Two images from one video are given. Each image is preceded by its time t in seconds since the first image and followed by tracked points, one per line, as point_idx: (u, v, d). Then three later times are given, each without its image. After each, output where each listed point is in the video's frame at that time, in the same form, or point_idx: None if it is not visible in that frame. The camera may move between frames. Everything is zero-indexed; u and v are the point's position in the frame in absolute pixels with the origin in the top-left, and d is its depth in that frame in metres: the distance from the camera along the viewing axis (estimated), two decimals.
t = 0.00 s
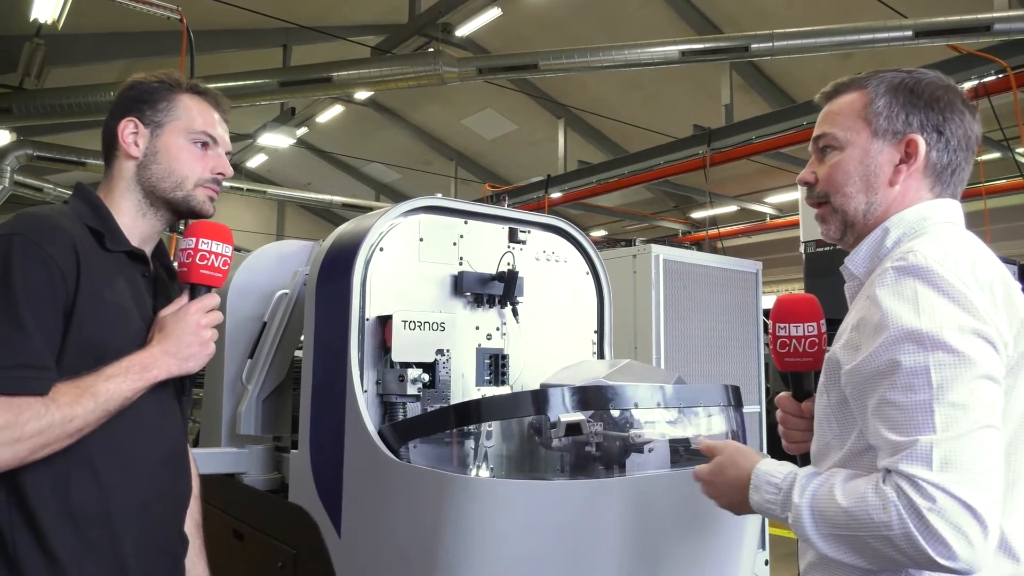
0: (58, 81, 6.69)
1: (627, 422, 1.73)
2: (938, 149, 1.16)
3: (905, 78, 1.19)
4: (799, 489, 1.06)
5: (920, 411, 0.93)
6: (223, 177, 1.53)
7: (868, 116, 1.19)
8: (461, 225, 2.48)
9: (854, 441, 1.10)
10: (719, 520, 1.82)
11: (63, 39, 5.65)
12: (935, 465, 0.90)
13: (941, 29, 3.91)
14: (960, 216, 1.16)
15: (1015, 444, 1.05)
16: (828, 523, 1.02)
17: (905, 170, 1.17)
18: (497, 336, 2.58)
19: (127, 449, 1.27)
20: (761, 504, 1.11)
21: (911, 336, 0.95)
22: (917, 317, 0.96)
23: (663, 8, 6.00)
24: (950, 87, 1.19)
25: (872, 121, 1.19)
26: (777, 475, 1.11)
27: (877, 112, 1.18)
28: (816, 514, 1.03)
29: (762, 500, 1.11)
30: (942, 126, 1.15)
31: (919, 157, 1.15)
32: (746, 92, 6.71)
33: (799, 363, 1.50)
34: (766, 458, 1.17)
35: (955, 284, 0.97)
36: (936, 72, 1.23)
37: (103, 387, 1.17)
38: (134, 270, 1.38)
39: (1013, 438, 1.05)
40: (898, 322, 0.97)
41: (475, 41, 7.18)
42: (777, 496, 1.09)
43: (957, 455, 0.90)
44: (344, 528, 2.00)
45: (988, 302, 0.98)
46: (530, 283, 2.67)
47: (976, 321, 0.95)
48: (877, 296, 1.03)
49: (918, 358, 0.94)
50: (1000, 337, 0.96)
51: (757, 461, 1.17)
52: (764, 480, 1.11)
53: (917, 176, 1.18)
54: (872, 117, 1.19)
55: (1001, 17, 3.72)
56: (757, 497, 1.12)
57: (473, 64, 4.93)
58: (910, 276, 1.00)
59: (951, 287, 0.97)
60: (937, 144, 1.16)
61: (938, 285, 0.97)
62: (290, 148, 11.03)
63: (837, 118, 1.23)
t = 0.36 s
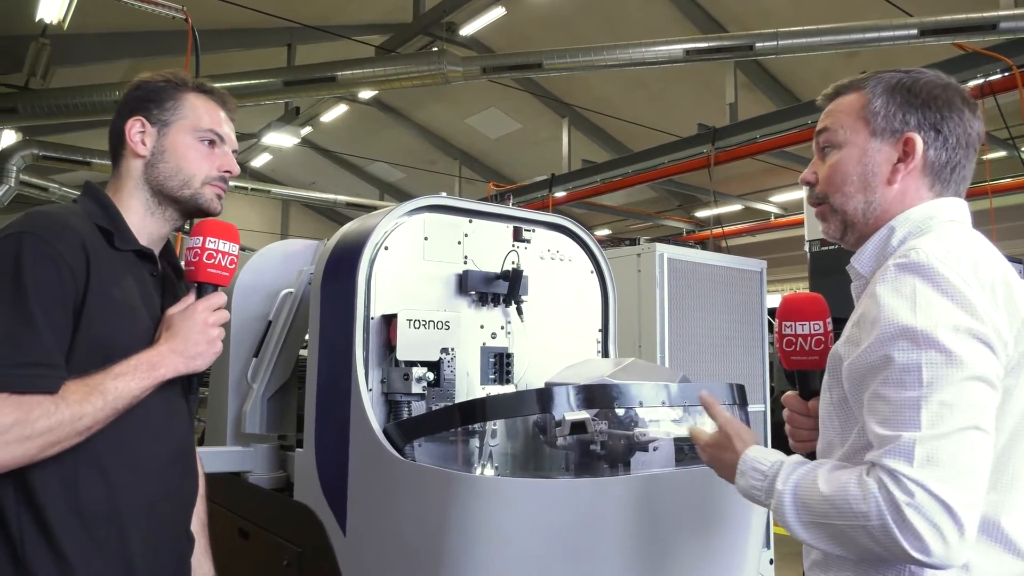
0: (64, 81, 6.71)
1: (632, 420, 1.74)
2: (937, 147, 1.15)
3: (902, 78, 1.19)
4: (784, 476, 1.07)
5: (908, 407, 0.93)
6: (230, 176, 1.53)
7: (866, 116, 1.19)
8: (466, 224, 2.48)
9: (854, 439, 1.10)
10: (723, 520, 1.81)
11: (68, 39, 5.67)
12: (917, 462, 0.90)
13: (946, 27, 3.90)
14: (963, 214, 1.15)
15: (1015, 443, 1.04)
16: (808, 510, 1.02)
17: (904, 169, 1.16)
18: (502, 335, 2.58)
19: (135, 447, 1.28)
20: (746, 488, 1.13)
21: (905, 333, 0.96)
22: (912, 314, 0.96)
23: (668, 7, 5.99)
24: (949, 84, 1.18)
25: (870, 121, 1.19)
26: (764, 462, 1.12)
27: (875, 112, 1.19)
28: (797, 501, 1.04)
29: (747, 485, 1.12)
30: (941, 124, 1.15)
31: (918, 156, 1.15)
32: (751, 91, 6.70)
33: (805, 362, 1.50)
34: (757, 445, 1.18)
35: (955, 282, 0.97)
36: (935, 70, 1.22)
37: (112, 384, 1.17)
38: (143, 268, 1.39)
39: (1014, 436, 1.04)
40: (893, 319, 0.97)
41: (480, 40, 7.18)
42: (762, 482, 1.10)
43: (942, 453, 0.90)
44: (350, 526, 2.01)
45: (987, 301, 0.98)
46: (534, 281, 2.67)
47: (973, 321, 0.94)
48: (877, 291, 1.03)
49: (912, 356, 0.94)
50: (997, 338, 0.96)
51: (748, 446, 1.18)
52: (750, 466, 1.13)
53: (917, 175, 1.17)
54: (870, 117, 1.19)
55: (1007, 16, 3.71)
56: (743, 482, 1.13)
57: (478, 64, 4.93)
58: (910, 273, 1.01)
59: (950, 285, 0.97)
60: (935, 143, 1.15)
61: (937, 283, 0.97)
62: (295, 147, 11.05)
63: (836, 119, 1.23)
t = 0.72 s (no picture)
0: (62, 81, 6.71)
1: (630, 418, 1.75)
2: (941, 145, 1.16)
3: (908, 74, 1.19)
4: (769, 436, 1.05)
5: (897, 403, 0.93)
6: (228, 175, 1.53)
7: (871, 111, 1.19)
8: (463, 222, 2.48)
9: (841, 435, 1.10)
10: (721, 517, 1.81)
11: (66, 39, 5.66)
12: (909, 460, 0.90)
13: (943, 25, 3.92)
14: (961, 212, 1.16)
15: (1005, 438, 1.04)
16: (791, 478, 1.01)
17: (908, 166, 1.17)
18: (500, 333, 2.58)
19: (134, 445, 1.28)
20: (725, 431, 1.12)
21: (896, 331, 0.96)
22: (904, 313, 0.97)
23: (665, 5, 6.00)
24: (954, 82, 1.19)
25: (875, 116, 1.19)
26: (748, 412, 1.10)
27: (880, 107, 1.18)
28: (781, 465, 1.03)
29: (727, 428, 1.11)
30: (946, 121, 1.15)
31: (922, 153, 1.15)
32: (748, 89, 6.70)
33: (799, 357, 1.51)
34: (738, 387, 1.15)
35: (950, 281, 0.97)
36: (940, 67, 1.22)
37: (113, 382, 1.17)
38: (141, 266, 1.39)
39: (1003, 432, 1.04)
40: (885, 315, 0.98)
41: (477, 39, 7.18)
42: (745, 434, 1.09)
43: (930, 453, 0.90)
44: (349, 524, 2.01)
45: (979, 300, 0.98)
46: (531, 279, 2.68)
47: (965, 321, 0.94)
48: (871, 288, 1.04)
49: (901, 354, 0.95)
50: (988, 339, 0.96)
51: (729, 386, 1.15)
52: (733, 412, 1.11)
53: (920, 172, 1.18)
54: (875, 113, 1.19)
55: (1004, 14, 3.72)
56: (720, 422, 1.12)
57: (475, 63, 4.93)
58: (906, 270, 1.01)
59: (945, 284, 0.97)
60: (939, 140, 1.16)
61: (933, 281, 0.98)
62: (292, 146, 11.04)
63: (840, 114, 1.23)
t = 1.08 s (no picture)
0: (59, 80, 6.70)
1: (628, 416, 1.74)
2: (949, 144, 1.16)
3: (918, 70, 1.19)
4: (796, 480, 1.08)
5: (918, 407, 0.93)
6: (227, 174, 1.53)
7: (879, 109, 1.19)
8: (461, 221, 2.48)
9: (852, 435, 1.11)
10: (720, 514, 1.82)
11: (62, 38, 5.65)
12: (933, 463, 0.91)
13: (940, 23, 3.92)
14: (965, 211, 1.16)
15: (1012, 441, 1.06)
16: (824, 514, 1.03)
17: (915, 165, 1.17)
18: (498, 332, 2.58)
19: (133, 444, 1.28)
20: (760, 495, 1.13)
21: (911, 332, 0.96)
22: (917, 313, 0.97)
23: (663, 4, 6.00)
24: (963, 80, 1.19)
25: (883, 114, 1.18)
26: (775, 466, 1.12)
27: (888, 105, 1.18)
28: (811, 506, 1.05)
29: (761, 492, 1.13)
30: (955, 121, 1.16)
31: (930, 152, 1.16)
32: (746, 87, 6.70)
33: (798, 354, 1.51)
34: (760, 450, 1.18)
35: (959, 281, 0.97)
36: (948, 63, 1.22)
37: (111, 381, 1.17)
38: (140, 265, 1.39)
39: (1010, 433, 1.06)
40: (899, 318, 0.98)
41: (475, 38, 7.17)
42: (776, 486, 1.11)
43: (956, 453, 0.91)
44: (348, 523, 2.01)
45: (988, 299, 0.99)
46: (530, 277, 2.67)
47: (977, 319, 0.95)
48: (879, 290, 1.03)
49: (917, 355, 0.95)
50: (1000, 335, 0.97)
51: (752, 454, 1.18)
52: (761, 472, 1.13)
53: (927, 171, 1.18)
54: (884, 110, 1.19)
55: (1002, 12, 3.71)
56: (753, 486, 1.14)
57: (473, 61, 4.92)
58: (914, 272, 1.01)
59: (955, 283, 0.97)
60: (948, 139, 1.16)
61: (940, 280, 0.98)
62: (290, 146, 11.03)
63: (847, 111, 1.23)
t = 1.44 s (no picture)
0: (58, 78, 6.68)
1: (627, 415, 1.75)
2: (947, 142, 1.16)
3: (914, 68, 1.19)
4: (796, 474, 1.08)
5: (912, 404, 0.93)
6: (225, 171, 1.53)
7: (877, 108, 1.19)
8: (460, 219, 2.48)
9: (852, 434, 1.11)
10: (718, 510, 1.82)
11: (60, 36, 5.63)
12: (924, 460, 0.91)
13: (939, 21, 3.91)
14: (963, 208, 1.17)
15: (1014, 440, 1.06)
16: (818, 508, 1.04)
17: (913, 164, 1.17)
18: (497, 330, 2.59)
19: (132, 443, 1.28)
20: (761, 487, 1.14)
21: (907, 330, 0.96)
22: (914, 311, 0.97)
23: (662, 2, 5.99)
24: (960, 76, 1.19)
25: (881, 112, 1.18)
26: (777, 459, 1.13)
27: (885, 103, 1.18)
28: (807, 500, 1.05)
29: (761, 485, 1.13)
30: (952, 118, 1.16)
31: (928, 150, 1.16)
32: (745, 86, 6.69)
33: (798, 356, 1.51)
34: (770, 442, 1.19)
35: (957, 279, 0.97)
36: (944, 60, 1.22)
37: (110, 379, 1.17)
38: (139, 263, 1.39)
39: (1012, 433, 1.06)
40: (897, 316, 0.98)
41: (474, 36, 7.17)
42: (776, 481, 1.11)
43: (948, 450, 0.91)
44: (347, 522, 2.01)
45: (985, 296, 0.99)
46: (529, 276, 2.68)
47: (974, 317, 0.95)
48: (876, 286, 1.04)
49: (913, 352, 0.95)
50: (997, 334, 0.96)
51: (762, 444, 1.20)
52: (764, 466, 1.14)
53: (926, 169, 1.18)
54: (881, 108, 1.19)
55: (1001, 11, 3.71)
56: (757, 478, 1.14)
57: (472, 60, 4.90)
58: (910, 268, 1.01)
59: (951, 281, 0.97)
60: (946, 137, 1.16)
61: (936, 278, 0.98)
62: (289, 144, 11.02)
63: (844, 109, 1.23)
